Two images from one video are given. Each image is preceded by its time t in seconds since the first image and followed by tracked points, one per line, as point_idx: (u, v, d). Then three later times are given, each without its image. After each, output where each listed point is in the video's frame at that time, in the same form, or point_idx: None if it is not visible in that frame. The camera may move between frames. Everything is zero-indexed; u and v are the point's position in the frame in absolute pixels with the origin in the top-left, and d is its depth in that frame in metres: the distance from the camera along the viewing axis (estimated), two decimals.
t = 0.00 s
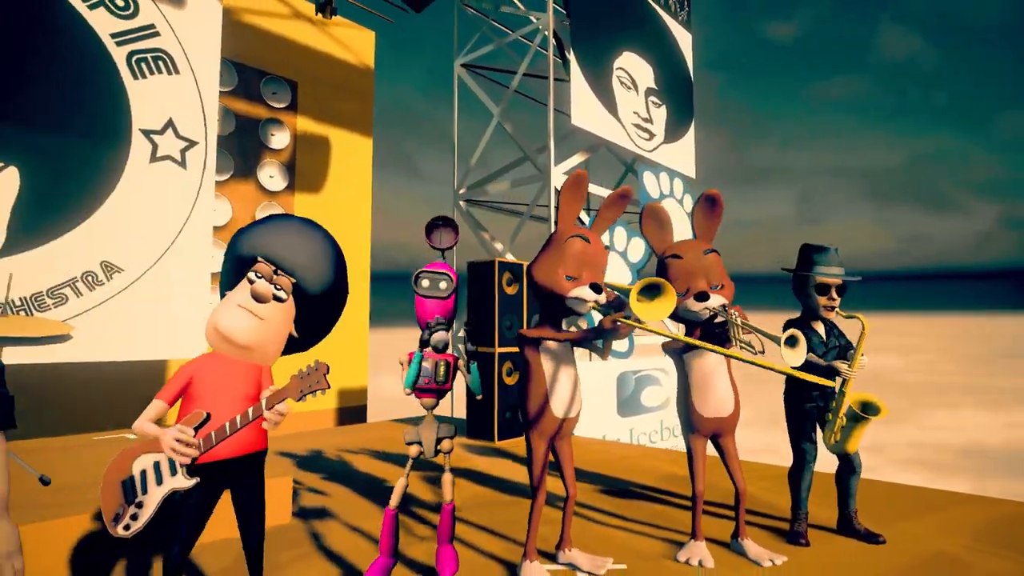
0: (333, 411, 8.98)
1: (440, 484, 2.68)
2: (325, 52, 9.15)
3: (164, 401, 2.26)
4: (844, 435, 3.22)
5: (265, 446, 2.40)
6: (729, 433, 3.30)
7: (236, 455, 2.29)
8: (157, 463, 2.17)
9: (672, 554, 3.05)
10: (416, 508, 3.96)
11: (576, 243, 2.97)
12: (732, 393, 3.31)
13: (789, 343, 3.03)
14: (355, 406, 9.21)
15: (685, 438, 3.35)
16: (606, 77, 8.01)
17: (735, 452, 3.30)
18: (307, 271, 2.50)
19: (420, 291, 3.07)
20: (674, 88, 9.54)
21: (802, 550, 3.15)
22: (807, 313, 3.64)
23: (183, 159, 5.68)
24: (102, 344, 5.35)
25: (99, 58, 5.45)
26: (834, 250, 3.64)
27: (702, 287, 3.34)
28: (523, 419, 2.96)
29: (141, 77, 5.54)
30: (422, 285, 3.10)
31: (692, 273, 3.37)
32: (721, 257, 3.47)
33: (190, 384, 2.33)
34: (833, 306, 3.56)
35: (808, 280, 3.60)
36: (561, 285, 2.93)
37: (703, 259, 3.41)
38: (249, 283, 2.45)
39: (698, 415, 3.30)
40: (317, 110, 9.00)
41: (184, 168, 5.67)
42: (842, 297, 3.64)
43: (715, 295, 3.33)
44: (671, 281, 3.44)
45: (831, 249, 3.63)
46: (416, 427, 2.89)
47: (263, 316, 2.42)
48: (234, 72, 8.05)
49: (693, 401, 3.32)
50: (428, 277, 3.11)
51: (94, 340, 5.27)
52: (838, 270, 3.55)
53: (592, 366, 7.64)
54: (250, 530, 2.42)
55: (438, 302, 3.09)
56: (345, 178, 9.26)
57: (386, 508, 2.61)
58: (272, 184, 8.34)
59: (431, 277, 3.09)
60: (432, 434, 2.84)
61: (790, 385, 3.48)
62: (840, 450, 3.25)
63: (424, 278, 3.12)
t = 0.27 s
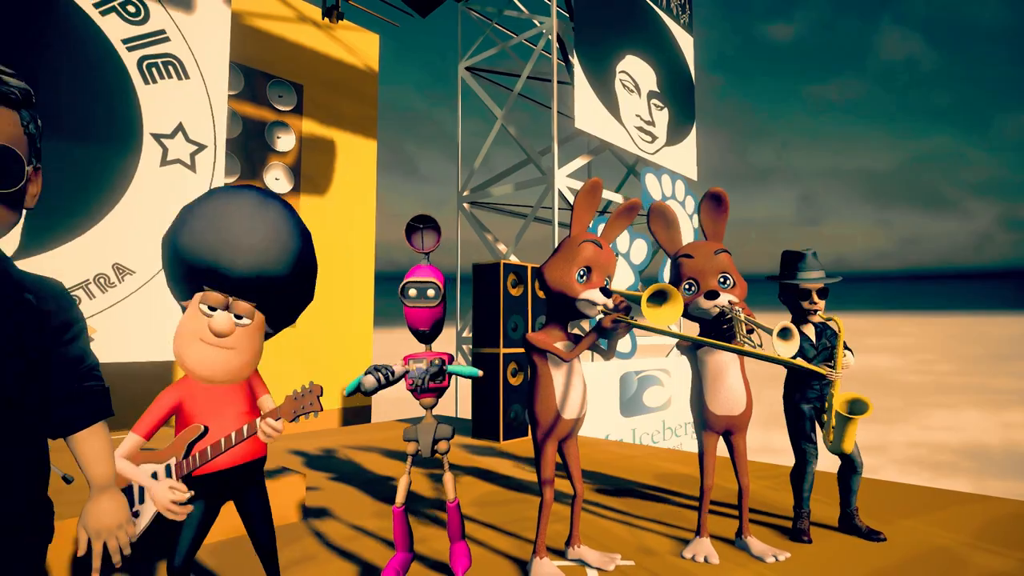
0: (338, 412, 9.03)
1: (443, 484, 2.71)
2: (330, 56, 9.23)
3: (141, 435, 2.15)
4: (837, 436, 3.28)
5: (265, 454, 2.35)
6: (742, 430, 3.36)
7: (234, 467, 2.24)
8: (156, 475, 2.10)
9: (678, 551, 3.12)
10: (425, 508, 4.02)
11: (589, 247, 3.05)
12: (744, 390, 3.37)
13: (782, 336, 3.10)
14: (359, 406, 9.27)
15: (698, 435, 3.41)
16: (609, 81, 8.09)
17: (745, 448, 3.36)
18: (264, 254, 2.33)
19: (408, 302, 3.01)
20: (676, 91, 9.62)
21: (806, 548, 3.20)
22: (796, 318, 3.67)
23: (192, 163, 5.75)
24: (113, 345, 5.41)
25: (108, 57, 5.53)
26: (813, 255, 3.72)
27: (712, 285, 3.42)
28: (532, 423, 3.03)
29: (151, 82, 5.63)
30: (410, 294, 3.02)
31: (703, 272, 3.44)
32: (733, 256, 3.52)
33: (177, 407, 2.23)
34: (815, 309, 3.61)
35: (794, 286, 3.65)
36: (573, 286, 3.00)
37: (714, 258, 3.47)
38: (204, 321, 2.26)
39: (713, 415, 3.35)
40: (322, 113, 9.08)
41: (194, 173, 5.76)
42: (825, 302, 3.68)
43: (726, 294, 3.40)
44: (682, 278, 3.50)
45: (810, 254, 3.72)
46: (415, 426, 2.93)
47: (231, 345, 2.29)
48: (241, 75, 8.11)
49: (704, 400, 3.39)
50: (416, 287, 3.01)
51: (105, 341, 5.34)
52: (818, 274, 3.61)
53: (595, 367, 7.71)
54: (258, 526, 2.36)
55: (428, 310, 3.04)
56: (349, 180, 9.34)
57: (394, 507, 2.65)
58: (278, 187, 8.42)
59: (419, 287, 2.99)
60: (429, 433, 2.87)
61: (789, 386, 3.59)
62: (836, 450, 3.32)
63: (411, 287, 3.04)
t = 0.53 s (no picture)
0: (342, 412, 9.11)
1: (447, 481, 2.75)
2: (335, 58, 9.31)
3: (177, 406, 2.32)
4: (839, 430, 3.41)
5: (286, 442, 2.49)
6: (752, 433, 3.43)
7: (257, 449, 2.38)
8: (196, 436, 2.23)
9: (682, 548, 3.20)
10: (433, 506, 4.09)
11: (588, 258, 3.09)
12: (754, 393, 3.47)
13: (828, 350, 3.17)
14: (363, 407, 9.34)
15: (709, 439, 3.48)
16: (611, 84, 8.16)
17: (755, 449, 3.43)
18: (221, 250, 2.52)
19: (409, 283, 3.05)
20: (677, 93, 9.69)
21: (807, 545, 3.28)
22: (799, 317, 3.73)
23: (200, 166, 5.84)
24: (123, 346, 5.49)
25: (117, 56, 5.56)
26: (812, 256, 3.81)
27: (742, 293, 3.42)
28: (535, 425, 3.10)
29: (161, 86, 5.70)
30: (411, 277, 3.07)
31: (734, 279, 3.47)
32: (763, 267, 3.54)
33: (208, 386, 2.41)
34: (814, 308, 3.69)
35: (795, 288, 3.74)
36: (573, 298, 3.05)
37: (746, 267, 3.50)
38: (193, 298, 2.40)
39: (721, 415, 3.43)
40: (327, 115, 9.16)
41: (202, 176, 5.84)
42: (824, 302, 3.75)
43: (753, 302, 3.41)
44: (712, 283, 3.53)
45: (809, 255, 3.80)
46: (422, 421, 2.99)
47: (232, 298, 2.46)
48: (246, 78, 8.19)
49: (716, 402, 3.45)
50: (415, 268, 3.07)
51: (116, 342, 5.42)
52: (818, 274, 3.72)
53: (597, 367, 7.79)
54: (278, 514, 2.48)
55: (431, 290, 3.06)
56: (353, 182, 9.41)
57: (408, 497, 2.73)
58: (283, 189, 8.49)
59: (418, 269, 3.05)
60: (433, 430, 2.92)
61: (795, 390, 3.66)
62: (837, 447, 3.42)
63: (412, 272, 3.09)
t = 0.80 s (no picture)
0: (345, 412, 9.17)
1: (457, 481, 2.84)
2: (338, 61, 9.38)
3: (223, 421, 2.38)
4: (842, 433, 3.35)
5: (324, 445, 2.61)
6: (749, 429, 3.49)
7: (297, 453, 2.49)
8: (237, 464, 2.30)
9: (684, 544, 3.27)
10: (440, 504, 4.16)
11: (574, 260, 3.12)
12: (754, 391, 3.56)
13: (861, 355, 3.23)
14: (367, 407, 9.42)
15: (708, 433, 3.54)
16: (613, 86, 8.23)
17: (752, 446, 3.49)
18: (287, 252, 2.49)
19: (426, 299, 3.14)
20: (678, 95, 9.76)
21: (807, 541, 3.35)
22: (815, 321, 3.70)
23: (208, 169, 5.99)
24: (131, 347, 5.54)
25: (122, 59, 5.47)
26: (834, 262, 3.76)
27: (754, 292, 3.51)
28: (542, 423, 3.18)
29: (168, 90, 5.72)
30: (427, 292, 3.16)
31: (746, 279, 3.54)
32: (774, 269, 3.61)
33: (254, 399, 2.46)
34: (830, 313, 3.67)
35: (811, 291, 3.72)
36: (563, 302, 3.11)
37: (759, 268, 3.56)
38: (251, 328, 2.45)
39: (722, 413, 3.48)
40: (330, 117, 9.23)
41: (209, 178, 5.99)
42: (843, 307, 3.68)
43: (765, 303, 3.49)
44: (724, 282, 3.60)
45: (830, 261, 3.75)
46: (431, 425, 3.06)
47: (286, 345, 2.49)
48: (251, 81, 8.25)
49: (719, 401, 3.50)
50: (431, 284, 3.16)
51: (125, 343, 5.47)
52: (837, 279, 3.64)
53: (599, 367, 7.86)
54: (308, 510, 2.57)
55: (445, 306, 3.14)
56: (356, 184, 9.48)
57: (414, 498, 2.81)
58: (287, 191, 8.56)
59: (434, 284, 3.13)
60: (443, 436, 3.00)
61: (806, 391, 3.65)
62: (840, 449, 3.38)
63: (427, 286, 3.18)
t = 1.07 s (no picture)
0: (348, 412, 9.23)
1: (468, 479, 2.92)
2: (340, 63, 9.45)
3: (244, 400, 2.52)
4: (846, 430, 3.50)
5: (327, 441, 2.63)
6: (738, 430, 3.51)
7: (305, 447, 2.54)
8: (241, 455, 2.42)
9: (684, 541, 3.34)
10: (444, 502, 4.21)
11: (561, 263, 3.17)
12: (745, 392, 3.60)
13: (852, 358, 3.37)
14: (369, 407, 9.48)
15: (698, 433, 3.58)
16: (613, 89, 8.30)
17: (742, 447, 3.53)
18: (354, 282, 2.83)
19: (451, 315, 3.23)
20: (678, 97, 9.82)
21: (804, 538, 3.42)
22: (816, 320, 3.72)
23: (213, 171, 6.02)
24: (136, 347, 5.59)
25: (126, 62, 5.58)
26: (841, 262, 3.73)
27: (740, 298, 3.60)
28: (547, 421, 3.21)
29: (174, 94, 5.82)
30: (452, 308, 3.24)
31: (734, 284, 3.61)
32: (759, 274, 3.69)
33: (265, 386, 2.59)
34: (837, 313, 3.65)
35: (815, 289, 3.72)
36: (555, 305, 3.16)
37: (744, 273, 3.65)
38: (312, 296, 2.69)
39: (711, 413, 3.50)
40: (333, 119, 9.30)
41: (214, 180, 6.02)
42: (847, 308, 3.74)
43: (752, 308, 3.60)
44: (712, 289, 3.68)
45: (838, 261, 3.73)
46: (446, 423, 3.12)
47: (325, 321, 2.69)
48: (254, 83, 8.32)
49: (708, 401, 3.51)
50: (458, 301, 3.23)
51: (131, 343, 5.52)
52: (843, 280, 3.62)
53: (599, 367, 7.92)
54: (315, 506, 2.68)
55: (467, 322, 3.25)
56: (358, 185, 9.54)
57: (425, 495, 2.87)
58: (290, 192, 8.62)
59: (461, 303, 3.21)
60: (461, 433, 3.07)
61: (802, 387, 3.67)
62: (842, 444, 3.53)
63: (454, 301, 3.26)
